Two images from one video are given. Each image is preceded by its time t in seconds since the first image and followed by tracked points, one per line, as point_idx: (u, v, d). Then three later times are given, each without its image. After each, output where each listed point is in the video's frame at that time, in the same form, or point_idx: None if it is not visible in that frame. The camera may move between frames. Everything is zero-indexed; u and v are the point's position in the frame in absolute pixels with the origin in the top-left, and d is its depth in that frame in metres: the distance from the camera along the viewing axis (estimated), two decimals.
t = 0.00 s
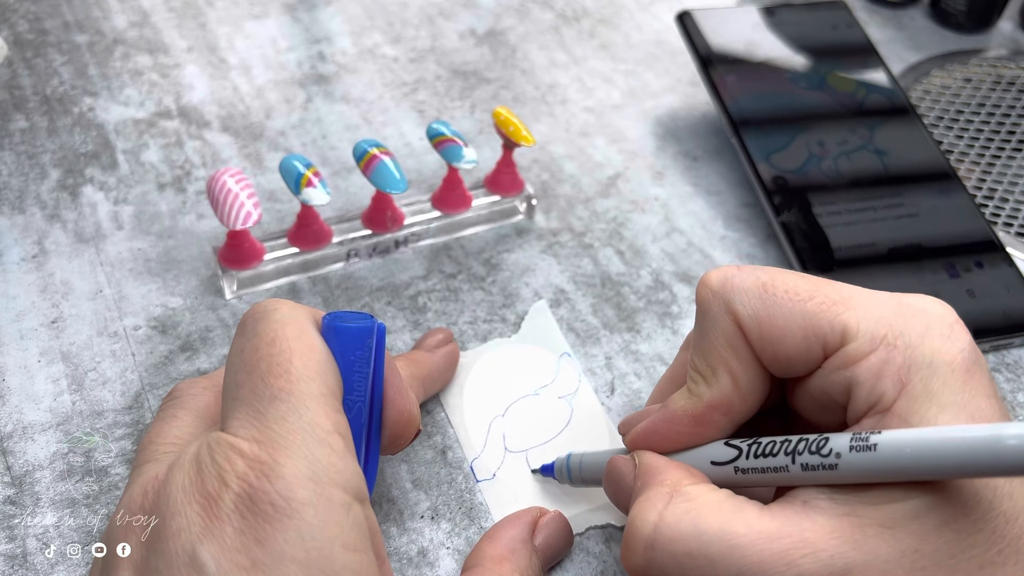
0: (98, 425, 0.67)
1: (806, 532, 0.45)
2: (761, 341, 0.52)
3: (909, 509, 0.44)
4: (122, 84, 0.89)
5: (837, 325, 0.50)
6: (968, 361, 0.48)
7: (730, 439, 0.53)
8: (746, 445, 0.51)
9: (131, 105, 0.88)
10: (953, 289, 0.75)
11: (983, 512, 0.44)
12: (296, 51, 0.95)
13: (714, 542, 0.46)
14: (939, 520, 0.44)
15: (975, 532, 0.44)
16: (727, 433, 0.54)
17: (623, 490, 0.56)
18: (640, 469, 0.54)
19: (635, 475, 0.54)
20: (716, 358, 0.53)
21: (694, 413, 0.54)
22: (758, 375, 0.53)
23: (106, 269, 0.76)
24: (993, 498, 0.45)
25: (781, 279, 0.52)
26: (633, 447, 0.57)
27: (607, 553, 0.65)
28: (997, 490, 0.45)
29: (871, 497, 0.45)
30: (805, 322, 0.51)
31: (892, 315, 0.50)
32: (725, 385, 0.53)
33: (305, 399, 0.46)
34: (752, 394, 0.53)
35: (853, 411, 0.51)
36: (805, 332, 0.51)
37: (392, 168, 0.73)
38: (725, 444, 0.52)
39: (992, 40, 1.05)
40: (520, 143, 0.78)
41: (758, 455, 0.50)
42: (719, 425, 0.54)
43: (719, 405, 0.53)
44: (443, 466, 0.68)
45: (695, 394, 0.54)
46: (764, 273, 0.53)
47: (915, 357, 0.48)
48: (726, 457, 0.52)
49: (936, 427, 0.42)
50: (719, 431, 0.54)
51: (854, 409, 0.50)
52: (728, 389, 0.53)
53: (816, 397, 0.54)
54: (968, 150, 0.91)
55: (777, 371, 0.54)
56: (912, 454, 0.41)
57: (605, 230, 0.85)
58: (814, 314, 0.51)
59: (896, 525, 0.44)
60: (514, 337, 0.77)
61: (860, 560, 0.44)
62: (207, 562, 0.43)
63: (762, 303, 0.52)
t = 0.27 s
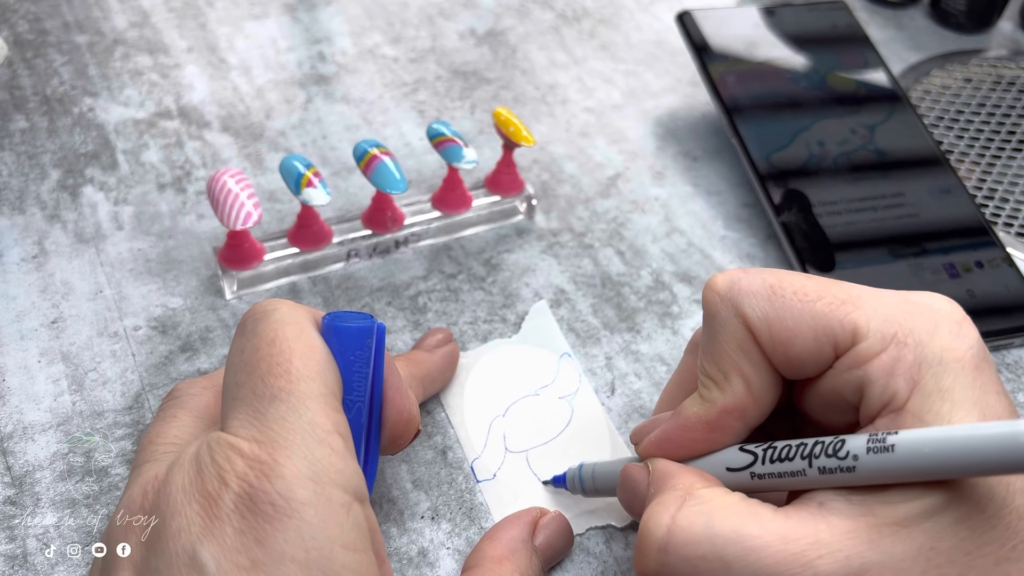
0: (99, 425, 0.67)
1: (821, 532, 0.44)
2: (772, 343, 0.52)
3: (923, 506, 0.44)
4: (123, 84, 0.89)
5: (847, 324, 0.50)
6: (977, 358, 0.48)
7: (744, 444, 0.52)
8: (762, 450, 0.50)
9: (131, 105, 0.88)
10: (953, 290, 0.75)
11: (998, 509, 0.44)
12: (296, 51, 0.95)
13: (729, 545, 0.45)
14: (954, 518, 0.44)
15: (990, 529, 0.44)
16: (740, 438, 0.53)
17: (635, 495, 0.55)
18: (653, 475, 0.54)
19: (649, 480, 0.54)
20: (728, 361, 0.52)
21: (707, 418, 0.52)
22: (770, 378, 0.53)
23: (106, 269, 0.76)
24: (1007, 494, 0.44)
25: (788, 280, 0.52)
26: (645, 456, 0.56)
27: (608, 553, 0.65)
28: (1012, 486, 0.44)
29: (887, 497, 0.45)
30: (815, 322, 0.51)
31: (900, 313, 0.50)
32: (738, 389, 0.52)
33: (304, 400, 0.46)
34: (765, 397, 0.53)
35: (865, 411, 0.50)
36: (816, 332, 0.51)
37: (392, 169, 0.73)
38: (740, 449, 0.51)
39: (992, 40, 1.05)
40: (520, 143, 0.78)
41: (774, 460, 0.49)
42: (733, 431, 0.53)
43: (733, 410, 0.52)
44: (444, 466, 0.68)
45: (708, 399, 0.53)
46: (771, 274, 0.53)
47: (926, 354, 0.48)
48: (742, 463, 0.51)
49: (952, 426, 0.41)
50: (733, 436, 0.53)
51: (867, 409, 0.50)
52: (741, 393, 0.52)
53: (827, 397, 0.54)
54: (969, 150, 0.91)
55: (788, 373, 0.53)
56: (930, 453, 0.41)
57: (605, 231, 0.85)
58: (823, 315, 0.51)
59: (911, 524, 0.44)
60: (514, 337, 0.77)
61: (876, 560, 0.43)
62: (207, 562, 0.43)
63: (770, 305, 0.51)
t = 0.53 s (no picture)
0: (99, 425, 0.67)
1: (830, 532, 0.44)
2: (778, 344, 0.51)
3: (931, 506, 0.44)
4: (123, 84, 0.89)
5: (853, 324, 0.50)
6: (982, 357, 0.48)
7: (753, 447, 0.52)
8: (770, 452, 0.50)
9: (131, 105, 0.88)
10: (953, 290, 0.75)
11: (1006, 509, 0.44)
12: (296, 51, 0.95)
13: (738, 546, 0.45)
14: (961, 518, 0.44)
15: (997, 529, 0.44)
16: (748, 440, 0.53)
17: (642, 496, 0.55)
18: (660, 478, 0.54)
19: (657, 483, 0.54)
20: (734, 364, 0.52)
21: (715, 420, 0.52)
22: (777, 379, 0.53)
23: (106, 269, 0.76)
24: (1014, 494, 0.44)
25: (793, 281, 0.52)
26: (653, 460, 0.55)
27: (608, 554, 0.65)
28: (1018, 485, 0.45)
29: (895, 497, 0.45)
30: (821, 323, 0.51)
31: (906, 312, 0.50)
32: (745, 390, 0.52)
33: (303, 400, 0.46)
34: (772, 398, 0.53)
35: (873, 411, 0.50)
36: (822, 333, 0.51)
37: (392, 169, 0.73)
38: (748, 452, 0.51)
39: (991, 40, 1.05)
40: (520, 143, 0.78)
41: (782, 462, 0.49)
42: (741, 432, 0.53)
43: (741, 412, 0.52)
44: (444, 466, 0.68)
45: (714, 402, 0.53)
46: (775, 275, 0.53)
47: (932, 353, 0.48)
48: (750, 465, 0.51)
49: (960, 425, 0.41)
50: (740, 437, 0.53)
51: (874, 409, 0.50)
52: (748, 394, 0.52)
53: (833, 397, 0.54)
54: (969, 150, 0.91)
55: (794, 374, 0.53)
56: (939, 454, 0.41)
57: (605, 231, 0.85)
58: (829, 316, 0.51)
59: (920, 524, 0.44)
60: (514, 338, 0.77)
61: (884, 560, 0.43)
62: (207, 562, 0.43)
63: (776, 307, 0.51)
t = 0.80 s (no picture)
0: (99, 425, 0.67)
1: (833, 532, 0.44)
2: (782, 345, 0.51)
3: (934, 506, 0.44)
4: (123, 84, 0.89)
5: (856, 325, 0.50)
6: (985, 357, 0.48)
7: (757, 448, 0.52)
8: (774, 454, 0.50)
9: (131, 105, 0.88)
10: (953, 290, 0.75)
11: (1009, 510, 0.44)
12: (296, 51, 0.95)
13: (742, 545, 0.45)
14: (965, 518, 0.44)
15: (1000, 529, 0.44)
16: (751, 441, 0.53)
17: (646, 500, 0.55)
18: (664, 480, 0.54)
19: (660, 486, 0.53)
20: (737, 365, 0.52)
21: (718, 422, 0.52)
22: (780, 380, 0.53)
23: (106, 269, 0.76)
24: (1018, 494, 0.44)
25: (795, 281, 0.52)
26: (657, 462, 0.55)
27: (608, 554, 0.65)
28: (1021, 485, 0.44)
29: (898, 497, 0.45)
30: (824, 324, 0.51)
31: (909, 312, 0.50)
32: (749, 392, 0.52)
33: (303, 401, 0.46)
34: (776, 400, 0.53)
35: (877, 411, 0.50)
36: (825, 333, 0.51)
37: (392, 169, 0.72)
38: (753, 454, 0.51)
39: (991, 40, 1.05)
40: (520, 143, 0.78)
41: (786, 464, 0.49)
42: (744, 434, 0.53)
43: (744, 413, 0.52)
44: (444, 466, 0.68)
45: (718, 403, 0.53)
46: (777, 276, 0.53)
47: (935, 353, 0.48)
48: (754, 467, 0.51)
49: (965, 426, 0.41)
50: (744, 439, 0.53)
51: (878, 409, 0.50)
52: (752, 395, 0.52)
53: (837, 398, 0.54)
54: (969, 150, 0.91)
55: (797, 375, 0.53)
56: (945, 454, 0.41)
57: (605, 231, 0.85)
58: (832, 317, 0.51)
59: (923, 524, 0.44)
60: (514, 338, 0.77)
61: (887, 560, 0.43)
62: (207, 562, 0.43)
63: (778, 308, 0.51)
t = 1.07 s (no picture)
0: (98, 425, 0.67)
1: (843, 522, 0.44)
2: (792, 337, 0.51)
3: (944, 496, 0.43)
4: (123, 84, 0.89)
5: (866, 315, 0.50)
6: (995, 347, 0.48)
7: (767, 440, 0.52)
8: (786, 446, 0.50)
9: (131, 105, 0.88)
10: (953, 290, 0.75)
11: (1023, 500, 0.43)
12: (295, 51, 0.95)
13: (751, 535, 0.45)
14: (976, 508, 0.43)
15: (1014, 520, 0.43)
16: (763, 434, 0.53)
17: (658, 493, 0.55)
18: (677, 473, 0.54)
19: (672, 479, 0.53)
20: (748, 357, 0.52)
21: (730, 414, 0.52)
22: (791, 372, 0.53)
23: (106, 269, 0.76)
24: None
25: (805, 274, 0.52)
26: (668, 456, 0.55)
27: (608, 553, 0.65)
28: None
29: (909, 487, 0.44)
30: (835, 315, 0.51)
31: (918, 303, 0.50)
32: (760, 383, 0.52)
33: (303, 399, 0.46)
34: (787, 391, 0.53)
35: (888, 401, 0.50)
36: (836, 324, 0.51)
37: (393, 169, 0.72)
38: (764, 446, 0.51)
39: (991, 40, 1.05)
40: (520, 143, 0.78)
41: (798, 456, 0.49)
42: (756, 426, 0.53)
43: (756, 405, 0.52)
44: (444, 466, 0.68)
45: (729, 396, 0.53)
46: (787, 269, 0.53)
47: (946, 342, 0.48)
48: (766, 459, 0.51)
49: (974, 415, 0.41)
50: (756, 431, 0.53)
51: (890, 400, 0.50)
52: (763, 387, 0.52)
53: (848, 390, 0.53)
54: (969, 150, 0.91)
55: (808, 367, 0.53)
56: (955, 445, 0.40)
57: (605, 231, 0.85)
58: (842, 308, 0.51)
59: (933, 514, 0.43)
60: (514, 338, 0.77)
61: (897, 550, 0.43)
62: (207, 561, 0.43)
63: (788, 300, 0.51)
